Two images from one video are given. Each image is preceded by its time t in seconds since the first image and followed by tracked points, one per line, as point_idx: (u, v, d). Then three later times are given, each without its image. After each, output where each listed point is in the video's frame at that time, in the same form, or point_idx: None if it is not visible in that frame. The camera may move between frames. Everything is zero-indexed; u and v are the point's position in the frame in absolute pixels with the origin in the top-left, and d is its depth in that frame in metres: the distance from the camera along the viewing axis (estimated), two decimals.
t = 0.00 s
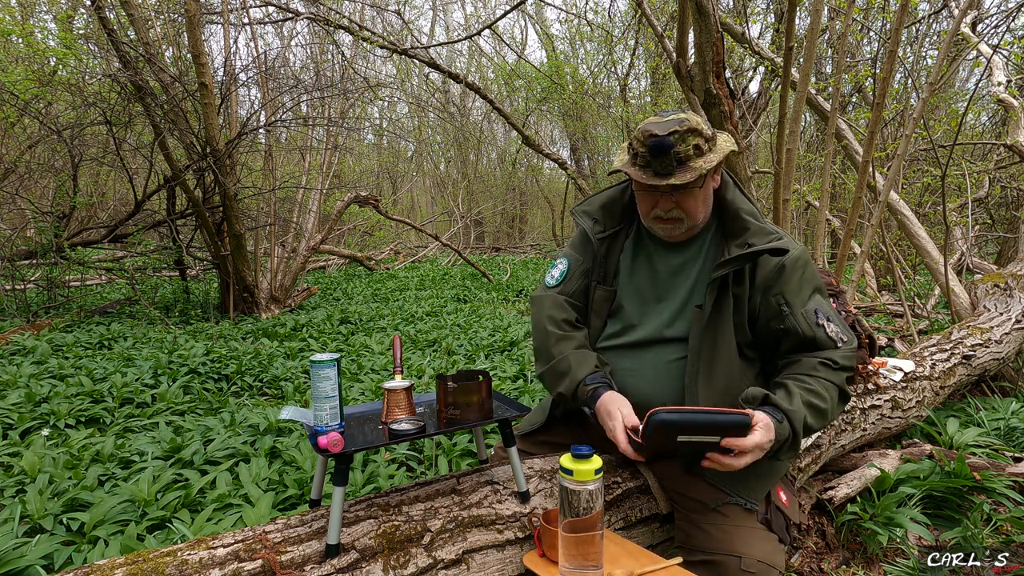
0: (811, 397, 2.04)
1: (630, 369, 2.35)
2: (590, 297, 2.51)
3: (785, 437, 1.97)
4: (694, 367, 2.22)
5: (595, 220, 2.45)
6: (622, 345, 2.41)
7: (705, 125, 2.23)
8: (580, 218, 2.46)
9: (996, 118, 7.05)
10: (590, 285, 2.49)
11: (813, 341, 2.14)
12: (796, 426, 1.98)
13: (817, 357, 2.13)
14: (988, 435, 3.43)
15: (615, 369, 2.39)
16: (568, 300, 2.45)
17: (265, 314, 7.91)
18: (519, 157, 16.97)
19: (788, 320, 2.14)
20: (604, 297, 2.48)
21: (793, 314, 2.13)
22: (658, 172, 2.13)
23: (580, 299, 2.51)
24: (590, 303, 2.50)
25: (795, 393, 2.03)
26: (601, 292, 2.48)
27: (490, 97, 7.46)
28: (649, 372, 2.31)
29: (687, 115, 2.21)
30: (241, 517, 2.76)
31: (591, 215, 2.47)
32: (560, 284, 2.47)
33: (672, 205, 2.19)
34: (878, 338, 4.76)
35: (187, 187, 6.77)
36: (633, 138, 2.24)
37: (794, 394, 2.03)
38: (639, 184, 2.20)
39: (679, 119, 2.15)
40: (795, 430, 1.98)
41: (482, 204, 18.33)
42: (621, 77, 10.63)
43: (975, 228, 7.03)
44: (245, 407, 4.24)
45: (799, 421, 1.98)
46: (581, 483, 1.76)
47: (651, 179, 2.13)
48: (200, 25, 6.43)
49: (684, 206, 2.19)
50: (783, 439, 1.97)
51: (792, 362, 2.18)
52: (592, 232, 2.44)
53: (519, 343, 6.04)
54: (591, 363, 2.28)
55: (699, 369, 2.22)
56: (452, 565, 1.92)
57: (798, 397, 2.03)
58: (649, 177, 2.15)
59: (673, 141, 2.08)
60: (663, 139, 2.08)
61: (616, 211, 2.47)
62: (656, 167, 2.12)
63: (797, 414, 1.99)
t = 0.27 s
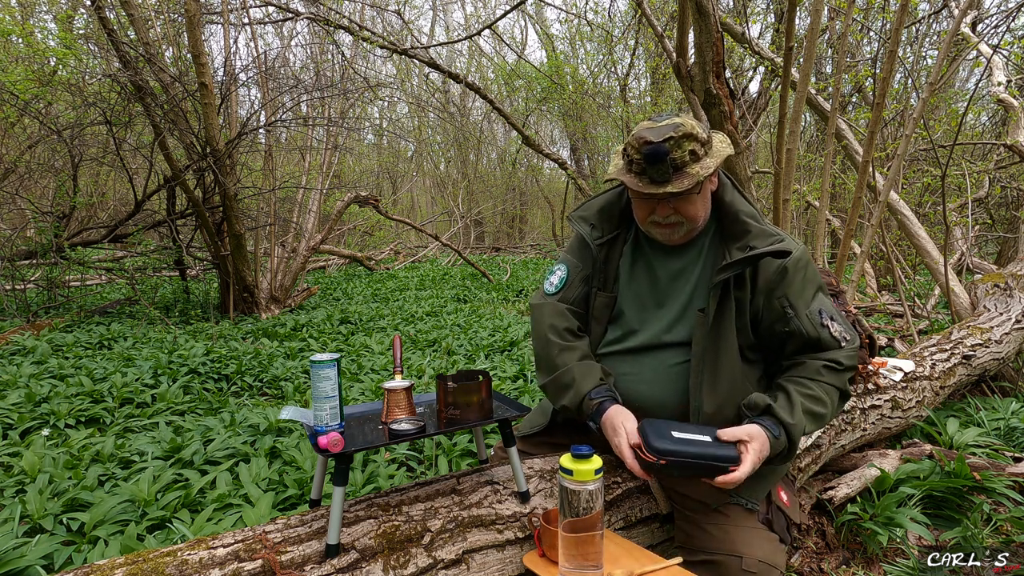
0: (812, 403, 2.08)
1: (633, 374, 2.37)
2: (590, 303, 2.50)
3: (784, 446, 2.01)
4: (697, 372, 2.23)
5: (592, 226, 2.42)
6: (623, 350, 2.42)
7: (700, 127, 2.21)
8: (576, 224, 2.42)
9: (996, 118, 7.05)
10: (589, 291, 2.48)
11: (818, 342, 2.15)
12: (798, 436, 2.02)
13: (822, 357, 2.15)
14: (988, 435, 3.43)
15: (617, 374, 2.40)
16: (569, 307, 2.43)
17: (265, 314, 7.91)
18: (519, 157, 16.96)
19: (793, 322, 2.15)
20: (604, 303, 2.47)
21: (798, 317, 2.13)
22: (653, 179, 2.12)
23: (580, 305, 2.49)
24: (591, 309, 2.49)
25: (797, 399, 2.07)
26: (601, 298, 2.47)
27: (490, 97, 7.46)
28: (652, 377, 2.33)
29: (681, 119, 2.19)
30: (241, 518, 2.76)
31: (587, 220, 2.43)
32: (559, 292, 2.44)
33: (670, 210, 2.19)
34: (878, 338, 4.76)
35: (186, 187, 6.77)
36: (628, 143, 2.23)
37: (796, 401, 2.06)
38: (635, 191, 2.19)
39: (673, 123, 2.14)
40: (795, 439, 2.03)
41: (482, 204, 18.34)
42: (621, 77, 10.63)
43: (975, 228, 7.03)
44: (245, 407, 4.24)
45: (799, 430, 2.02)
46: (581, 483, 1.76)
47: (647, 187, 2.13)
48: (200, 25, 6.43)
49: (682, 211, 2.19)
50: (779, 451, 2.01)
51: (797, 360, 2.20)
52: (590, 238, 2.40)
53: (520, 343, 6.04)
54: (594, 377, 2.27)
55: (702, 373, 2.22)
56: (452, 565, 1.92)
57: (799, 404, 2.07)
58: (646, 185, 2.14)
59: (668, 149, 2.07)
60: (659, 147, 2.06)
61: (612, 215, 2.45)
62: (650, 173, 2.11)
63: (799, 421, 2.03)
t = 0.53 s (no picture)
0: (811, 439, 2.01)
1: (628, 380, 2.35)
2: (585, 306, 2.50)
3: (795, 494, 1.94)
4: (700, 387, 2.17)
5: (588, 229, 2.43)
6: (618, 354, 2.42)
7: (700, 131, 2.21)
8: (573, 226, 2.43)
9: (996, 118, 7.05)
10: (584, 295, 2.49)
11: (803, 354, 2.10)
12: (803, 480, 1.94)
13: (810, 376, 2.09)
14: (988, 435, 3.43)
15: (612, 378, 2.40)
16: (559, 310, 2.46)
17: (265, 314, 7.91)
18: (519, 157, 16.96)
19: (778, 330, 2.12)
20: (599, 306, 2.47)
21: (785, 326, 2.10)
22: (650, 184, 2.12)
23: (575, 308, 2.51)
24: (585, 313, 2.50)
25: (798, 437, 2.00)
26: (596, 301, 2.47)
27: (490, 97, 7.45)
28: (648, 386, 2.30)
29: (679, 123, 2.19)
30: (241, 518, 2.76)
31: (584, 223, 2.44)
32: (554, 294, 2.47)
33: (668, 215, 2.20)
34: (878, 338, 4.76)
35: (186, 187, 6.77)
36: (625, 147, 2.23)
37: (796, 441, 2.00)
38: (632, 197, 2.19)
39: (670, 128, 2.14)
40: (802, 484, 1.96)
41: (482, 204, 18.35)
42: (621, 77, 10.64)
43: (975, 228, 7.03)
44: (245, 407, 4.24)
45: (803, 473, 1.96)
46: (581, 483, 1.76)
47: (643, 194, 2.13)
48: (200, 25, 6.43)
49: (680, 216, 2.19)
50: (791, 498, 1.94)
51: (790, 378, 2.14)
52: (586, 241, 2.41)
53: (520, 343, 6.04)
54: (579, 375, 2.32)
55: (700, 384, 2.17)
56: (452, 565, 1.92)
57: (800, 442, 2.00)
58: (642, 190, 2.14)
59: (665, 155, 2.07)
60: (654, 151, 2.06)
61: (610, 219, 2.46)
62: (646, 179, 2.12)
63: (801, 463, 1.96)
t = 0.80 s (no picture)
0: (772, 466, 1.90)
1: (614, 376, 2.35)
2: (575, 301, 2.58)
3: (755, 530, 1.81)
4: (691, 389, 2.13)
5: (584, 225, 2.50)
6: (605, 350, 2.43)
7: (692, 134, 2.16)
8: (569, 221, 2.51)
9: (996, 118, 7.06)
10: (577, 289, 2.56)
11: (767, 362, 2.04)
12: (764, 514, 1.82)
13: (776, 389, 2.01)
14: (988, 435, 3.43)
15: (599, 373, 2.41)
16: (545, 302, 2.70)
17: (265, 314, 7.91)
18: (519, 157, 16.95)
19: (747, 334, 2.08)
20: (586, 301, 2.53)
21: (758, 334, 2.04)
22: (634, 188, 2.09)
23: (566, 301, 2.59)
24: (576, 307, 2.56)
25: (758, 465, 1.89)
26: (582, 295, 2.53)
27: (490, 97, 7.45)
28: (632, 385, 2.29)
29: (670, 125, 2.14)
30: (241, 518, 2.77)
31: (580, 219, 2.51)
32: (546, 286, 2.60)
33: (654, 217, 2.17)
34: (878, 338, 4.76)
35: (186, 187, 6.77)
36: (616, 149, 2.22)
37: (756, 469, 1.88)
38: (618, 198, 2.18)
39: (659, 131, 2.10)
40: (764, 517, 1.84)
41: (482, 204, 18.36)
42: (621, 77, 10.64)
43: (975, 228, 7.03)
44: (245, 407, 4.24)
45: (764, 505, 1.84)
46: (581, 483, 1.76)
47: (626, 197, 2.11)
48: (200, 25, 6.43)
49: (666, 219, 2.16)
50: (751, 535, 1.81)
51: (758, 393, 2.05)
52: (579, 237, 2.49)
53: (520, 343, 6.04)
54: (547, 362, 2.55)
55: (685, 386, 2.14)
56: (452, 565, 1.92)
57: (760, 470, 1.89)
58: (626, 194, 2.12)
59: (648, 159, 2.04)
60: (637, 155, 2.04)
61: (605, 217, 2.51)
62: (629, 182, 2.10)
63: (761, 492, 1.85)
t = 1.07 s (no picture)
0: (759, 447, 1.91)
1: (608, 369, 2.38)
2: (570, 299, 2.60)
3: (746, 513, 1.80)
4: (675, 374, 2.15)
5: (576, 224, 2.53)
6: (599, 344, 2.46)
7: (669, 131, 2.16)
8: (564, 222, 2.53)
9: (996, 118, 7.05)
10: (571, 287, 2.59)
11: (753, 347, 2.05)
12: (751, 494, 1.82)
13: (761, 373, 2.02)
14: (988, 435, 3.43)
15: (593, 367, 2.44)
16: (543, 303, 2.72)
17: (265, 314, 7.91)
18: (519, 157, 16.94)
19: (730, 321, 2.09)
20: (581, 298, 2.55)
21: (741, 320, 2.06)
22: (611, 184, 2.14)
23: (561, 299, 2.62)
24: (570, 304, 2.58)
25: (743, 447, 1.91)
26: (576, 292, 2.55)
27: (490, 97, 7.45)
28: (626, 377, 2.32)
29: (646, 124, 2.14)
30: (241, 517, 2.77)
31: (573, 218, 2.54)
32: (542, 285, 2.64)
33: (633, 212, 2.20)
34: (878, 338, 4.76)
35: (187, 187, 6.77)
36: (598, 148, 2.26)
37: (741, 451, 1.90)
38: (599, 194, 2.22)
39: (635, 129, 2.11)
40: (753, 498, 1.83)
41: (482, 204, 18.36)
42: (621, 77, 10.64)
43: (975, 228, 7.03)
44: (245, 407, 4.24)
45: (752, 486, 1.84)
46: (581, 483, 1.76)
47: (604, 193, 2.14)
48: (200, 25, 6.43)
49: (644, 213, 2.19)
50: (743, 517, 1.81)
51: (744, 379, 2.06)
52: (573, 235, 2.51)
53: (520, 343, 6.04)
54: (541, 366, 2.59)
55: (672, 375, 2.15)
56: (452, 565, 1.92)
57: (746, 452, 1.90)
58: (605, 189, 2.17)
59: (623, 156, 2.07)
60: (611, 154, 2.09)
61: (596, 215, 2.54)
62: (608, 178, 2.14)
63: (747, 473, 1.86)
